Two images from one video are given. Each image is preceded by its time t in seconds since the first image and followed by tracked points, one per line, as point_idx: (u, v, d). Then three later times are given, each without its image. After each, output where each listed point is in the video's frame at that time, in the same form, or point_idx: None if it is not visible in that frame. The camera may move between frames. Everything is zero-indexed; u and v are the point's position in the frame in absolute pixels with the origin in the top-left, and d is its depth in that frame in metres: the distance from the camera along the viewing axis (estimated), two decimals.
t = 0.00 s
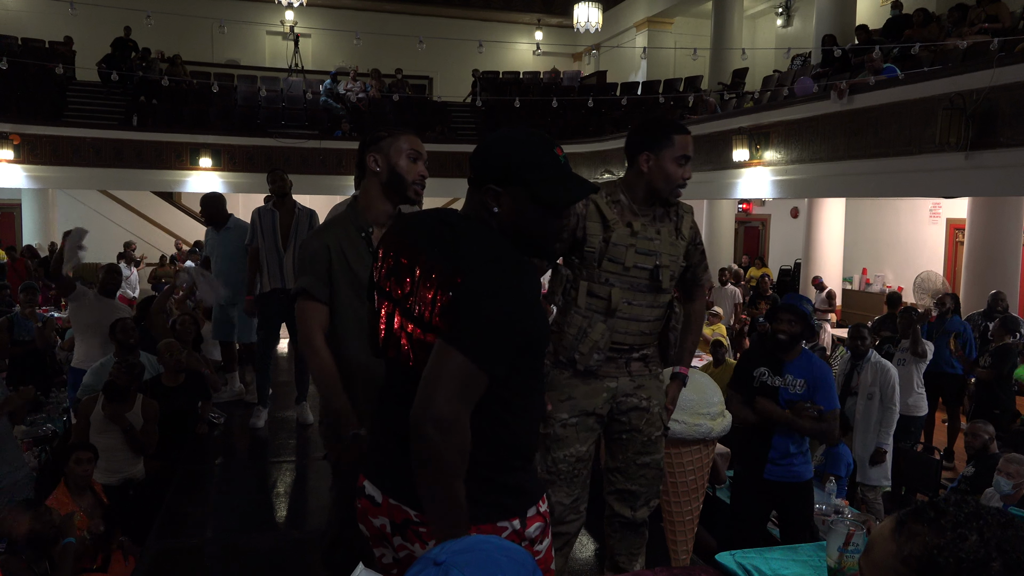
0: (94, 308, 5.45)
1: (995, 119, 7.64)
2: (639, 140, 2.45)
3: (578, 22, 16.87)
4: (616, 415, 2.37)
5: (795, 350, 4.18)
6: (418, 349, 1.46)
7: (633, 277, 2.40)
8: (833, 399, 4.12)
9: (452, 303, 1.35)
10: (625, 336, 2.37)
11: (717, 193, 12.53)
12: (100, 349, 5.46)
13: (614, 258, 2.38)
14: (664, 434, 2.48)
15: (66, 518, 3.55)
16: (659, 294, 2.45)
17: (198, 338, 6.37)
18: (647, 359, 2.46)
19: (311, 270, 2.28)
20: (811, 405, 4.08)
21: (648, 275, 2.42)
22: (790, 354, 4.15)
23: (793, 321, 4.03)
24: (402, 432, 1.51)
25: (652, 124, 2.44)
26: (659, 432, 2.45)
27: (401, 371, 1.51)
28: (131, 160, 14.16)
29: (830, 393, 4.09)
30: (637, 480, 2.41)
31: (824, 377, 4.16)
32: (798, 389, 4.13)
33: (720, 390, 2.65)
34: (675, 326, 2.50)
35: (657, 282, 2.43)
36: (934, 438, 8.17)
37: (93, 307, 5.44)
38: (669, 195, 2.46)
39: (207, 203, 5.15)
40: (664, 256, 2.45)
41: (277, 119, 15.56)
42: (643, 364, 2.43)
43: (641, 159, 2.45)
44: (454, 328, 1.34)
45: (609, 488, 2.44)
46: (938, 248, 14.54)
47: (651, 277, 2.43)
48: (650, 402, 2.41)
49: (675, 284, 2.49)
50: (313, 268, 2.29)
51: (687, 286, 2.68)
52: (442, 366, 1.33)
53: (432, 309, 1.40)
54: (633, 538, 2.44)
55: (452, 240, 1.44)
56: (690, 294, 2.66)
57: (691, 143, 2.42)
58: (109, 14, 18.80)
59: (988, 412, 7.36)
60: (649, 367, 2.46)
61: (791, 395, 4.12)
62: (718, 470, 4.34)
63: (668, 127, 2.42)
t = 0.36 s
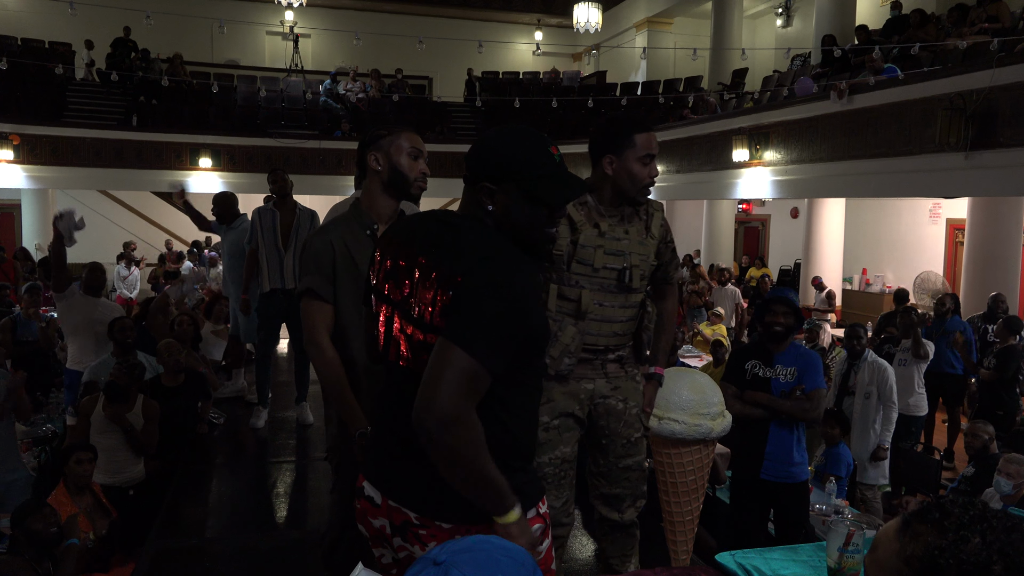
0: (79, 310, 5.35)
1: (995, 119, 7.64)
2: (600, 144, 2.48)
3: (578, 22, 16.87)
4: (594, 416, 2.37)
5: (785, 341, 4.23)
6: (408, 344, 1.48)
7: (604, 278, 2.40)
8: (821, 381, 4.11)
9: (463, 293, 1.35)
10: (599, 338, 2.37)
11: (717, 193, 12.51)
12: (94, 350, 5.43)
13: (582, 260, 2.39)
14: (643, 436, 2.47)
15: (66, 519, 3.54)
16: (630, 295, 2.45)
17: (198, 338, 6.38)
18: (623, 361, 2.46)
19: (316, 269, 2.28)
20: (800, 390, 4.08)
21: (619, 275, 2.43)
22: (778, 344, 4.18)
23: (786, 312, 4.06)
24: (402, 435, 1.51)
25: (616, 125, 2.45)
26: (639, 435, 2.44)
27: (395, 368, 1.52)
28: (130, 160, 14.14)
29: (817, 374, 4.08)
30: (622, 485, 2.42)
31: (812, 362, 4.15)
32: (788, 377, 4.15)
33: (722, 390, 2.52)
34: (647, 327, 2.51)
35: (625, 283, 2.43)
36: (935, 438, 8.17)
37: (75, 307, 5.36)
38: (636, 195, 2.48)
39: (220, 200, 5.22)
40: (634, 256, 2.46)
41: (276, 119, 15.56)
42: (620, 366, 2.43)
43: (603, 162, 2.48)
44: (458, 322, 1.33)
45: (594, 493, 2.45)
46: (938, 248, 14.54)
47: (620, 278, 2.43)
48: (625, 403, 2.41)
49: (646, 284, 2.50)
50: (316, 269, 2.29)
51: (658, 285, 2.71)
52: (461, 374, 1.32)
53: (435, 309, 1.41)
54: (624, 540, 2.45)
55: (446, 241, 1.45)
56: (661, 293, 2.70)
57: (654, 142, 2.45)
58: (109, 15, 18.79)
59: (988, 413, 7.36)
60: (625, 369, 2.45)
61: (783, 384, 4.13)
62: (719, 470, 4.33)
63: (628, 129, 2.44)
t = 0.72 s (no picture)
0: (66, 313, 5.35)
1: (995, 119, 7.63)
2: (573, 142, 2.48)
3: (578, 22, 16.87)
4: (572, 418, 2.28)
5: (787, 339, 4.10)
6: (418, 358, 1.49)
7: (577, 280, 2.40)
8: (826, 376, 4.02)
9: (488, 312, 1.34)
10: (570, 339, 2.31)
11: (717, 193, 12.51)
12: (86, 351, 5.45)
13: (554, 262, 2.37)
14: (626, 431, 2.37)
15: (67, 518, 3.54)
16: (605, 295, 2.43)
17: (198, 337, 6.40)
18: (600, 361, 2.40)
19: (321, 271, 2.28)
20: (807, 388, 3.97)
21: (589, 277, 2.41)
22: (784, 342, 4.05)
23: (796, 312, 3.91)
24: (407, 442, 1.53)
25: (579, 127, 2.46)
26: (620, 432, 2.34)
27: (406, 383, 1.53)
28: (130, 159, 14.15)
29: (823, 369, 3.99)
30: (607, 484, 2.32)
31: (816, 358, 4.05)
32: (794, 374, 4.03)
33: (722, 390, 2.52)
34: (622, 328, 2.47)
35: (596, 285, 2.42)
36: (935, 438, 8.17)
37: (64, 310, 5.35)
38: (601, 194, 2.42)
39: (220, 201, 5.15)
40: (606, 257, 2.44)
41: (277, 119, 15.57)
42: (597, 366, 2.37)
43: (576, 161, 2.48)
44: (490, 341, 1.34)
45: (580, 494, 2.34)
46: (939, 248, 14.55)
47: (592, 279, 2.41)
48: (606, 405, 2.31)
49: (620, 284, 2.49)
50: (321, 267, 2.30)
51: (633, 283, 2.76)
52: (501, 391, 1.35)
53: (452, 325, 1.40)
54: (617, 542, 2.33)
55: (452, 253, 1.44)
56: (636, 292, 2.75)
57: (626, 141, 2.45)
58: (110, 14, 18.81)
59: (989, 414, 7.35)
60: (603, 369, 2.39)
61: (790, 382, 4.01)
62: (719, 471, 4.33)
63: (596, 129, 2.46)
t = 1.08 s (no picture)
0: (65, 314, 5.40)
1: (995, 119, 7.64)
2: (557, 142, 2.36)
3: (578, 22, 16.87)
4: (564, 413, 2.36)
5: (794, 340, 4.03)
6: (456, 364, 1.47)
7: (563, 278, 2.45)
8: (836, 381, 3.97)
9: (544, 304, 1.40)
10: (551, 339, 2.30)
11: (717, 194, 12.53)
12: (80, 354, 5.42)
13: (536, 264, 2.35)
14: (614, 429, 2.44)
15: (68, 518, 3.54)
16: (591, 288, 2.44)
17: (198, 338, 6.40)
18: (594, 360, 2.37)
19: (320, 276, 2.27)
20: (818, 392, 3.91)
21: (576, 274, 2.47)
22: (790, 343, 3.98)
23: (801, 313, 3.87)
24: (426, 449, 1.52)
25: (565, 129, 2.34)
26: (609, 429, 2.40)
27: (434, 393, 1.50)
28: (131, 160, 14.15)
29: (833, 373, 3.93)
30: (602, 481, 2.38)
31: (826, 361, 3.99)
32: (804, 377, 3.96)
33: (721, 390, 2.52)
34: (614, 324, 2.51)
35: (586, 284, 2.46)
36: (935, 438, 8.18)
37: (60, 311, 5.40)
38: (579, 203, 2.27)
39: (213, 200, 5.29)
40: (600, 259, 2.52)
41: (277, 120, 15.57)
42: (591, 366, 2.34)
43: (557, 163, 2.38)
44: (543, 335, 1.41)
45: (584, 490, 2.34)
46: (939, 248, 14.54)
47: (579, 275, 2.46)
48: (596, 402, 2.33)
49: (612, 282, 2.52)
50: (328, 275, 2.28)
51: (620, 281, 2.72)
52: (551, 384, 1.43)
53: (500, 326, 1.42)
54: (608, 534, 2.36)
55: (491, 253, 1.47)
56: (623, 290, 2.71)
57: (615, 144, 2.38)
58: (110, 14, 18.82)
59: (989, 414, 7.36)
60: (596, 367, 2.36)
61: (800, 385, 3.95)
62: (720, 472, 4.33)
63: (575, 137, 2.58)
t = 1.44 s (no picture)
0: (65, 315, 5.38)
1: (995, 119, 7.65)
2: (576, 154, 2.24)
3: (578, 22, 16.87)
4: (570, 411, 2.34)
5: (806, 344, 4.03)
6: (461, 352, 1.48)
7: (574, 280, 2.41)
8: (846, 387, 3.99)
9: (552, 295, 1.39)
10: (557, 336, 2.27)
11: (716, 194, 12.53)
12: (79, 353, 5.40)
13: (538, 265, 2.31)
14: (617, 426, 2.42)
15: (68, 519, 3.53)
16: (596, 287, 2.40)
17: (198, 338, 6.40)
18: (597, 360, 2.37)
19: (307, 278, 2.28)
20: (826, 397, 3.93)
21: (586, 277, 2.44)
22: (803, 346, 3.98)
23: (814, 316, 3.87)
24: (427, 445, 1.53)
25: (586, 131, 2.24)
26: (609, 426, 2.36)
27: (441, 385, 1.52)
28: (132, 160, 14.15)
29: (844, 380, 3.95)
30: (608, 478, 2.37)
31: (837, 366, 4.01)
32: (814, 382, 3.98)
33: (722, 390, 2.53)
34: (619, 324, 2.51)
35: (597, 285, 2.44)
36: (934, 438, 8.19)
37: (61, 309, 5.39)
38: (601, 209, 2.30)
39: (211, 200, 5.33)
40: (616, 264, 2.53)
41: (277, 119, 15.56)
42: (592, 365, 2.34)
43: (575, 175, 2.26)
44: (548, 326, 1.40)
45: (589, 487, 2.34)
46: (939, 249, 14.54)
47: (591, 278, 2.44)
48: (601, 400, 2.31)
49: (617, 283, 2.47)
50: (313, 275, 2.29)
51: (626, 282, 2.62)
52: (560, 377, 1.42)
53: (504, 318, 1.43)
54: (613, 529, 2.35)
55: (496, 245, 1.47)
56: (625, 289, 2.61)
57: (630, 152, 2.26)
58: (110, 14, 18.82)
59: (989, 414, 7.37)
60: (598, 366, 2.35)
61: (809, 390, 3.96)
62: (720, 472, 4.33)
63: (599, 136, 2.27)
